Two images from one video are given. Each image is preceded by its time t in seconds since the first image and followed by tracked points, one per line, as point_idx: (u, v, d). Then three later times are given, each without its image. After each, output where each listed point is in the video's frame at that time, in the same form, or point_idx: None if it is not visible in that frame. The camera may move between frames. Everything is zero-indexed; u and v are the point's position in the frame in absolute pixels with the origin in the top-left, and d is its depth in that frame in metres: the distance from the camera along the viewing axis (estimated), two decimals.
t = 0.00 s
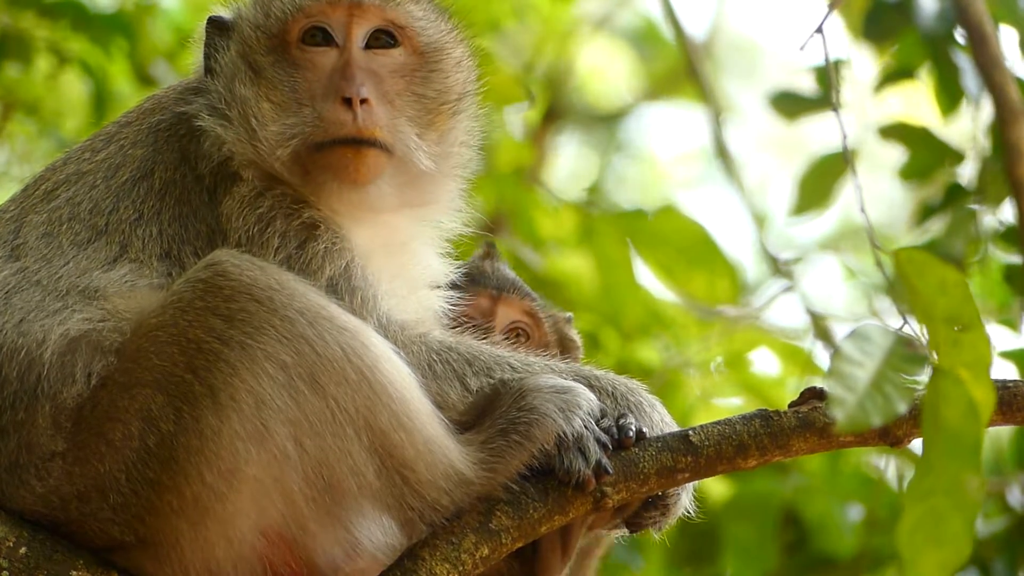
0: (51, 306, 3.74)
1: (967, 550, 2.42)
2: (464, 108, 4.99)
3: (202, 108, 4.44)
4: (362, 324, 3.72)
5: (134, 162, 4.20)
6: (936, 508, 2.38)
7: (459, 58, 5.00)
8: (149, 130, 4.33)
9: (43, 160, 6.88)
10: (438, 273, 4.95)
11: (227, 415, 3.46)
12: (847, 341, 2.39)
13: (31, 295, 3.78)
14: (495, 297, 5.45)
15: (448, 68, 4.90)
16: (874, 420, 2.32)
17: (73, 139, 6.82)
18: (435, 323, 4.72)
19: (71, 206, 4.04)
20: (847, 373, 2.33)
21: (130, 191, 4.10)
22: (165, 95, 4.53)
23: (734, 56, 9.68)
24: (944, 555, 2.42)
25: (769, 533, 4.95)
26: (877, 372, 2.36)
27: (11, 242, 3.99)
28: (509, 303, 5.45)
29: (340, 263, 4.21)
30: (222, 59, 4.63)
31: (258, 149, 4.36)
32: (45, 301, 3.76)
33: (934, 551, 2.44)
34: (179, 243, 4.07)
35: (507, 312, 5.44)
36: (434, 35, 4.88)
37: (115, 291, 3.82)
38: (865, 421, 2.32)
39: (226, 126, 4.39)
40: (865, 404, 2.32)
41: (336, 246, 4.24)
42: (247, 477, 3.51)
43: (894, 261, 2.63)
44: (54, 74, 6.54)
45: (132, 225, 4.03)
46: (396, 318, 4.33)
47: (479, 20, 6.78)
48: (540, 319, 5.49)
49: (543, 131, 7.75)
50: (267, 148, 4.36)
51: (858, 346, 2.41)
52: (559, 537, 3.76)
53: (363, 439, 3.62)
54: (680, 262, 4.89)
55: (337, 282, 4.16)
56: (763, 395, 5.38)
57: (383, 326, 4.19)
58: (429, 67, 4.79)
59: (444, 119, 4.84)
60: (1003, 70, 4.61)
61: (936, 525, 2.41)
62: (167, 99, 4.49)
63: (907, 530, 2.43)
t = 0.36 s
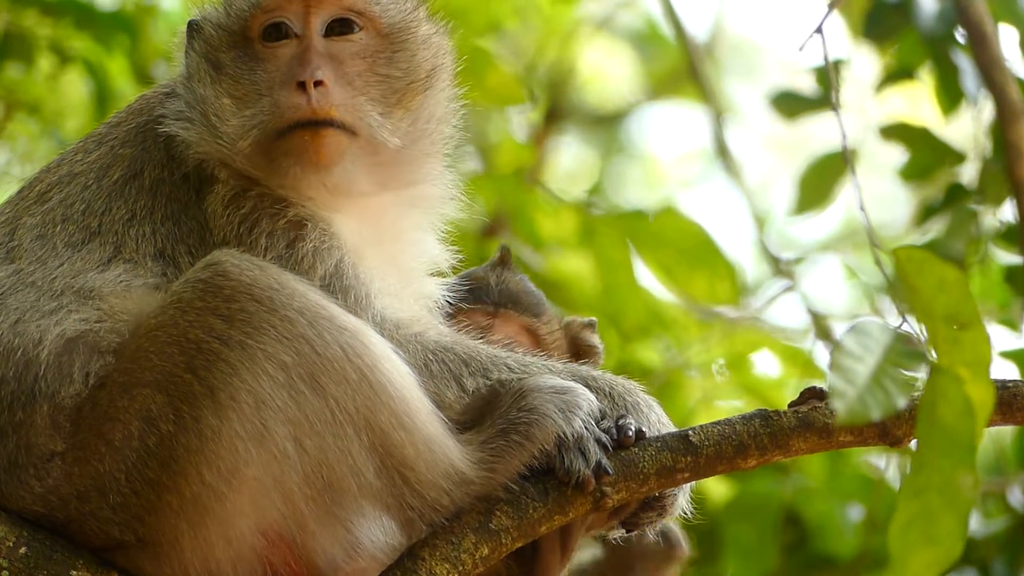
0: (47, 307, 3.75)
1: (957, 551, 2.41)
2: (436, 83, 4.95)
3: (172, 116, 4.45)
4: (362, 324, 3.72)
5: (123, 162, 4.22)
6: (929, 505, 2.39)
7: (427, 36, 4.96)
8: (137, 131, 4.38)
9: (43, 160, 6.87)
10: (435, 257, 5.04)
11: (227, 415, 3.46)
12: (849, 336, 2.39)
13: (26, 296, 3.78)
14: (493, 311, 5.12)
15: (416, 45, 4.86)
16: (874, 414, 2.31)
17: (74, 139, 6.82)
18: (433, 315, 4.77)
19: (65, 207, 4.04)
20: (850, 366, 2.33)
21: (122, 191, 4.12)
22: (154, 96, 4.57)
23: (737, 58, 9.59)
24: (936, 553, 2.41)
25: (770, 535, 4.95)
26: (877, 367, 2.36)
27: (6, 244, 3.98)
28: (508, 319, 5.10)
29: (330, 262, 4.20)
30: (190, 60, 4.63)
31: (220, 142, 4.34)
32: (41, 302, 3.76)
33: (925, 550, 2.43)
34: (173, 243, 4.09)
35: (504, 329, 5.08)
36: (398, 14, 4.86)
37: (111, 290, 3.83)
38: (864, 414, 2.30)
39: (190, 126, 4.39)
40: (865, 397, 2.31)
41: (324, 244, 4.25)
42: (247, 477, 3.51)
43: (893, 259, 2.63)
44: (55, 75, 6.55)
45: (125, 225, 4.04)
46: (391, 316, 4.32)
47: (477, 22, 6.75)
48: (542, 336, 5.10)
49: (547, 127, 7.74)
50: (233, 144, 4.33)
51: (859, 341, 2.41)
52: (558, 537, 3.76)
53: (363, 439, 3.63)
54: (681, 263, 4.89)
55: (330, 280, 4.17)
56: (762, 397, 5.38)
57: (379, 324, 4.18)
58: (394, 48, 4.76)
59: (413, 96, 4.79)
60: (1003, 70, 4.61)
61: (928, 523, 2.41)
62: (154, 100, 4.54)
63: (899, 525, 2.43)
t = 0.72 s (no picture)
0: (47, 304, 3.74)
1: (959, 558, 2.43)
2: (443, 85, 4.94)
3: (180, 112, 4.43)
4: (362, 323, 3.72)
5: (127, 160, 4.21)
6: (930, 515, 2.41)
7: (435, 37, 4.97)
8: (141, 129, 4.35)
9: (43, 160, 6.87)
10: (437, 256, 5.01)
11: (227, 414, 3.46)
12: (844, 349, 2.39)
13: (27, 293, 3.77)
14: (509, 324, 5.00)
15: (424, 47, 4.87)
16: (869, 431, 2.33)
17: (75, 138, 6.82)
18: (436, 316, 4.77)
19: (67, 206, 4.03)
20: (846, 383, 2.34)
21: (125, 190, 4.10)
22: (157, 95, 4.53)
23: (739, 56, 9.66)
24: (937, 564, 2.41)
25: (771, 535, 4.95)
26: (874, 380, 2.37)
27: (8, 242, 3.97)
28: (524, 333, 4.97)
29: (334, 261, 4.20)
30: (196, 57, 4.63)
31: (229, 139, 4.35)
32: (41, 299, 3.76)
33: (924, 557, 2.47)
34: (175, 242, 4.08)
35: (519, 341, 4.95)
36: (407, 16, 4.87)
37: (112, 287, 3.83)
38: (860, 431, 2.33)
39: (200, 123, 4.39)
40: (859, 415, 2.34)
41: (329, 243, 4.25)
42: (247, 477, 3.51)
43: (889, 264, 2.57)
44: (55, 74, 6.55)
45: (127, 223, 4.03)
46: (393, 315, 4.32)
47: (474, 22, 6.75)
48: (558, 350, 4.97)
49: (550, 127, 7.73)
50: (243, 141, 4.34)
51: (855, 353, 2.41)
52: (558, 538, 3.76)
53: (363, 439, 3.62)
54: (682, 261, 4.90)
55: (333, 278, 4.18)
56: (764, 395, 5.40)
57: (380, 322, 4.19)
58: (403, 47, 4.77)
59: (422, 97, 4.80)
60: (1003, 70, 4.61)
61: (929, 532, 2.42)
62: (157, 98, 4.51)
63: (901, 536, 2.44)
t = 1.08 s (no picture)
0: (48, 304, 3.74)
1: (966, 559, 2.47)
2: (452, 89, 4.95)
3: (188, 109, 4.45)
4: (362, 323, 3.72)
5: (130, 160, 4.20)
6: (936, 518, 2.41)
7: (444, 42, 4.98)
8: (145, 130, 4.34)
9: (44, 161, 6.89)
10: (437, 259, 5.02)
11: (227, 414, 3.45)
12: (848, 353, 2.42)
13: (29, 293, 3.77)
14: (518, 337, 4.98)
15: (434, 51, 4.88)
16: (875, 435, 2.35)
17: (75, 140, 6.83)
18: (438, 318, 4.77)
19: (69, 206, 4.03)
20: (850, 387, 2.36)
21: (128, 190, 4.10)
22: (161, 96, 4.52)
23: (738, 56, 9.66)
24: (942, 564, 2.46)
25: (771, 536, 5.01)
26: (879, 385, 2.38)
27: (10, 242, 3.97)
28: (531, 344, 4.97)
29: (337, 261, 4.20)
30: (206, 57, 4.64)
31: (240, 139, 4.37)
32: (43, 299, 3.76)
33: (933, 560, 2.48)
34: (177, 242, 4.07)
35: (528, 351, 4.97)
36: (418, 20, 4.88)
37: (114, 287, 3.82)
38: (866, 436, 2.35)
39: (212, 123, 4.40)
40: (866, 420, 2.35)
41: (332, 244, 4.24)
42: (247, 476, 3.51)
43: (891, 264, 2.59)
44: (56, 75, 6.56)
45: (130, 224, 4.03)
46: (395, 316, 4.32)
47: (479, 24, 6.77)
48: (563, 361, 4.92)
49: (550, 129, 7.74)
50: (254, 141, 4.36)
51: (859, 357, 2.43)
52: (559, 539, 3.77)
53: (364, 439, 3.62)
54: (680, 264, 4.87)
55: (336, 279, 4.17)
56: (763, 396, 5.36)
57: (382, 324, 4.19)
58: (413, 50, 4.77)
59: (431, 101, 4.81)
60: (1003, 71, 4.62)
61: (937, 536, 2.44)
62: (162, 98, 4.50)
63: (907, 540, 2.47)
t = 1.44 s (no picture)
0: (48, 306, 3.74)
1: (954, 559, 2.45)
2: (452, 90, 4.96)
3: (190, 110, 4.44)
4: (362, 324, 3.72)
5: (130, 162, 4.20)
6: (924, 514, 2.42)
7: (445, 42, 4.99)
8: (146, 131, 4.34)
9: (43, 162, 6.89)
10: (437, 261, 5.01)
11: (227, 415, 3.46)
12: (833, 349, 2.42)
13: (29, 295, 3.77)
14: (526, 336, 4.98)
15: (434, 51, 4.88)
16: (858, 429, 2.31)
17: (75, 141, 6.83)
18: (438, 318, 4.78)
19: (69, 207, 4.03)
20: (834, 381, 2.34)
21: (128, 192, 4.10)
22: (161, 96, 4.52)
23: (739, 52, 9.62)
24: (932, 563, 2.44)
25: (771, 537, 5.03)
26: (862, 381, 2.38)
27: (10, 244, 3.97)
28: (540, 342, 4.96)
29: (337, 263, 4.21)
30: (207, 59, 4.63)
31: (241, 140, 4.37)
32: (43, 301, 3.76)
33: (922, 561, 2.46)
34: (177, 245, 4.07)
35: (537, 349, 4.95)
36: (418, 20, 4.88)
37: (114, 290, 3.82)
38: (848, 429, 2.31)
39: (213, 124, 4.40)
40: (849, 414, 2.32)
41: (332, 246, 4.25)
42: (247, 478, 3.51)
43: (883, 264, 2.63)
44: (57, 76, 6.57)
45: (129, 226, 4.02)
46: (395, 318, 4.32)
47: (480, 25, 6.77)
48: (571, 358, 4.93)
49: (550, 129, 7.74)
50: (254, 142, 4.37)
51: (843, 353, 2.43)
52: (558, 541, 3.76)
53: (363, 440, 3.63)
54: (681, 265, 4.89)
55: (336, 282, 4.17)
56: (763, 397, 5.41)
57: (382, 326, 4.19)
58: (414, 51, 4.78)
59: (432, 101, 4.81)
60: (1002, 73, 4.62)
61: (925, 532, 2.45)
62: (162, 100, 4.49)
63: (897, 536, 2.46)
